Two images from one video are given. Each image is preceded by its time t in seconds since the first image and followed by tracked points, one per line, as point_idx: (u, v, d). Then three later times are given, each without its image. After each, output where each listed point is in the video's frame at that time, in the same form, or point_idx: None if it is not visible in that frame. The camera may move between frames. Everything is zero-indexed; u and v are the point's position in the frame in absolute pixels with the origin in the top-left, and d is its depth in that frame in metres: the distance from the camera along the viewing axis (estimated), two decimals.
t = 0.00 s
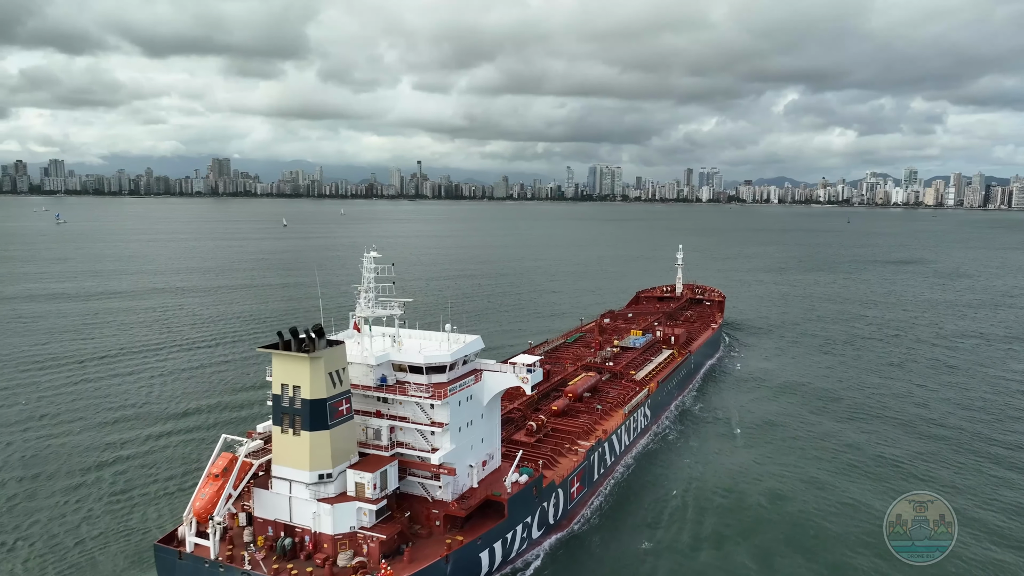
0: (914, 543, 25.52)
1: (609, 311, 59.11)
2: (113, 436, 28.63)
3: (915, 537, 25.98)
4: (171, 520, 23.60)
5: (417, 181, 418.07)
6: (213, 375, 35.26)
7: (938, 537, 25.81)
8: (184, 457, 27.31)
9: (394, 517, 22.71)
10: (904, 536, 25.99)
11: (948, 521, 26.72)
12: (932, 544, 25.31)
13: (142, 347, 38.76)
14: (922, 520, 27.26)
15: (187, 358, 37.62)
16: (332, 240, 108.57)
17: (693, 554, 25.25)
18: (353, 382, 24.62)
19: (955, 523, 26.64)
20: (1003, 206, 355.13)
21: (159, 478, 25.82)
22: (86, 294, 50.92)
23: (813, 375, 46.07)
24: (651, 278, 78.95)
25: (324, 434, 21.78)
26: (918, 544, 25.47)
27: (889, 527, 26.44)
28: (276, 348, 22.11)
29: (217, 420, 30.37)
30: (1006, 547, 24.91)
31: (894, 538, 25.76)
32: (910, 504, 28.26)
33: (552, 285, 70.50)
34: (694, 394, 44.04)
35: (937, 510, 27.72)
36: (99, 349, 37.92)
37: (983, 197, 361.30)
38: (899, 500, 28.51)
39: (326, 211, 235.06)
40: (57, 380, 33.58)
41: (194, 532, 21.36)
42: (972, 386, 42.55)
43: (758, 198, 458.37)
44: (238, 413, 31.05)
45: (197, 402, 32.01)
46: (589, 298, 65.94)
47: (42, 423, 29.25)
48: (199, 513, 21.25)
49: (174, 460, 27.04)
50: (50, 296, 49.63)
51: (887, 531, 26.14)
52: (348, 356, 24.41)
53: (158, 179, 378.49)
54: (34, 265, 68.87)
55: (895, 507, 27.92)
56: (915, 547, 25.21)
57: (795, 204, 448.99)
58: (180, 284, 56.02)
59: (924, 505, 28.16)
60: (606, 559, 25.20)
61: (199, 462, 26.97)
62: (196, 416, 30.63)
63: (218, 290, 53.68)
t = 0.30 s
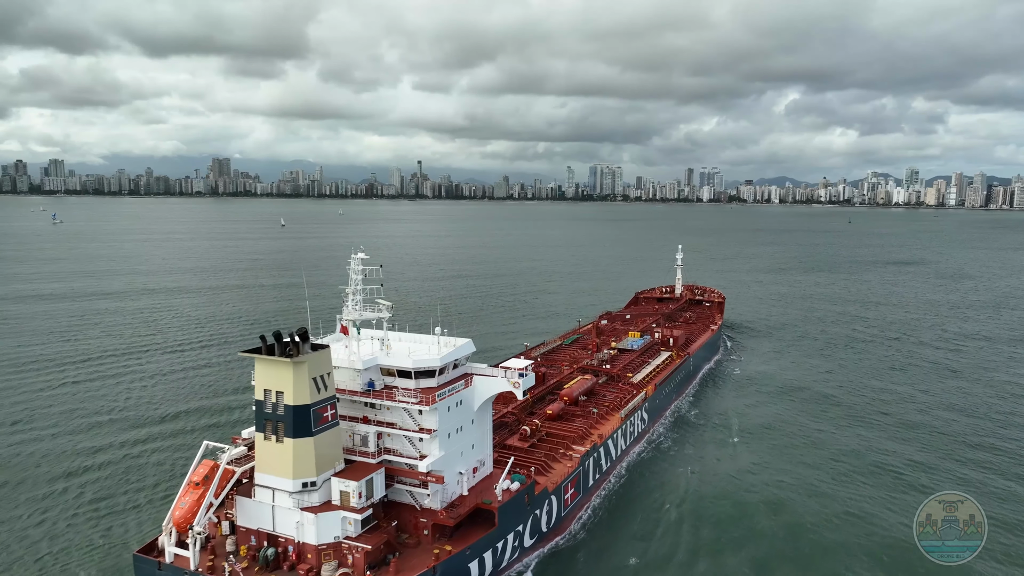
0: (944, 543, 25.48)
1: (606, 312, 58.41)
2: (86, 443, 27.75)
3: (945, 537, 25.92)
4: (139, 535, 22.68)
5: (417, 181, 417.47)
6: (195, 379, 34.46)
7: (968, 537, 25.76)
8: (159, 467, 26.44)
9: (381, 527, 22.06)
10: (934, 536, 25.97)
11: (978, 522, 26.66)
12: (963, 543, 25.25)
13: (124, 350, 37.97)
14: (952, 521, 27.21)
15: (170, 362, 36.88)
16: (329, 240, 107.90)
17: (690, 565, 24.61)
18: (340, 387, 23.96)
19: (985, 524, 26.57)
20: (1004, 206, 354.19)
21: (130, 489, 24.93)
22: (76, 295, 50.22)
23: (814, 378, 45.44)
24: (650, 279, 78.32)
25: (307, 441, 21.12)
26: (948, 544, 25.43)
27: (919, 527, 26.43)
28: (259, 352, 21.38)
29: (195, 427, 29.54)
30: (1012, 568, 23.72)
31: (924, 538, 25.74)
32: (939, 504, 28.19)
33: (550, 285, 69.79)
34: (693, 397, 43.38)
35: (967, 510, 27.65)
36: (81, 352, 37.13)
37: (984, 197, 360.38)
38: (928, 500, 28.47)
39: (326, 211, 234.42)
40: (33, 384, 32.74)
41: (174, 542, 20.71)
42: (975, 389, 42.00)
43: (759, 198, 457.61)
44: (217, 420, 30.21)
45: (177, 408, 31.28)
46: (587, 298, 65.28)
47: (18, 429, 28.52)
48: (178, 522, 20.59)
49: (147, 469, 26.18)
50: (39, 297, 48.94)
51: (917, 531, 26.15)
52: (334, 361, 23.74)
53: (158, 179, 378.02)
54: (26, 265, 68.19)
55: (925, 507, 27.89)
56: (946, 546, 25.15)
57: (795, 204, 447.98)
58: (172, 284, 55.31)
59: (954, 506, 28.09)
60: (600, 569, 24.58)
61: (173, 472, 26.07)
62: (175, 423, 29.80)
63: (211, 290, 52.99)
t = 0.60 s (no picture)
0: (970, 543, 25.52)
1: (603, 314, 57.66)
2: (62, 449, 27.06)
3: (972, 537, 25.96)
4: (109, 547, 21.85)
5: (416, 181, 416.75)
6: (177, 385, 33.63)
7: (994, 537, 25.72)
8: (130, 477, 25.51)
9: (366, 537, 21.39)
10: (961, 536, 26.03)
11: (1005, 521, 26.58)
12: (990, 543, 25.26)
13: (105, 353, 37.17)
14: (980, 521, 27.17)
15: (152, 366, 36.04)
16: (325, 241, 107.19)
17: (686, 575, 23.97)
18: (325, 392, 23.33)
19: (1013, 523, 26.45)
20: (1005, 207, 353.28)
21: (98, 500, 23.99)
22: (65, 296, 49.57)
23: (814, 380, 44.80)
24: (648, 279, 77.68)
25: (289, 449, 20.46)
26: (974, 544, 25.44)
27: (945, 527, 26.51)
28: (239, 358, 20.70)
29: (173, 436, 28.67)
30: None
31: (950, 538, 25.80)
32: (966, 504, 28.16)
33: (547, 285, 69.07)
34: (691, 400, 42.70)
35: (994, 509, 27.58)
36: (61, 355, 36.36)
37: (985, 197, 359.52)
38: (955, 500, 28.45)
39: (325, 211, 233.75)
40: (13, 388, 32.05)
41: (152, 553, 20.03)
42: (978, 392, 41.39)
43: (759, 198, 456.77)
44: (195, 429, 29.32)
45: (156, 414, 30.46)
46: (585, 299, 64.65)
47: None
48: (156, 533, 19.88)
49: (124, 476, 25.51)
50: (27, 298, 48.26)
51: (943, 531, 26.21)
52: (319, 365, 23.16)
53: (158, 179, 377.50)
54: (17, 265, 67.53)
55: (952, 507, 27.90)
56: (973, 547, 25.20)
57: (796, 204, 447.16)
58: (163, 285, 54.62)
59: (981, 506, 28.03)
60: None
61: (144, 483, 25.12)
62: (152, 430, 28.95)
63: (202, 292, 52.33)
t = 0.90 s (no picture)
0: (971, 543, 25.60)
1: (601, 315, 56.92)
2: (42, 454, 26.57)
3: (972, 537, 25.99)
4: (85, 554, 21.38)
5: (416, 181, 416.14)
6: (157, 390, 32.87)
7: (994, 537, 25.77)
8: (110, 483, 25.05)
9: (350, 548, 20.74)
10: (961, 536, 26.09)
11: (1005, 521, 26.62)
12: (989, 543, 25.30)
13: (87, 356, 36.51)
14: (980, 521, 27.22)
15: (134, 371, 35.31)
16: (322, 241, 106.55)
17: None
18: (309, 398, 22.70)
19: (1013, 523, 26.51)
20: (1006, 206, 352.18)
21: (62, 513, 23.11)
22: (54, 297, 48.94)
23: (813, 383, 44.15)
24: (647, 280, 77.03)
25: (269, 458, 19.81)
26: (974, 544, 25.52)
27: (945, 527, 26.56)
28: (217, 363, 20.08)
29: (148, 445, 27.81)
30: None
31: (951, 538, 25.88)
32: (966, 504, 28.18)
33: (544, 286, 68.39)
34: (688, 404, 42.06)
35: (995, 509, 27.59)
36: (42, 358, 35.73)
37: (985, 197, 358.51)
38: (955, 500, 28.52)
39: (326, 211, 233.54)
40: None
41: (127, 565, 19.39)
42: (980, 394, 40.73)
43: (760, 197, 455.94)
44: (172, 438, 28.45)
45: (133, 420, 29.71)
46: (582, 299, 64.02)
47: None
48: (131, 544, 19.21)
49: (104, 481, 25.04)
50: (15, 299, 47.66)
51: (944, 532, 26.26)
52: (302, 370, 22.49)
53: (157, 179, 376.93)
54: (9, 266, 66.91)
55: (952, 507, 27.95)
56: (972, 546, 25.26)
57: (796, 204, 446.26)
58: (155, 286, 53.98)
59: (981, 505, 28.04)
60: None
61: (112, 495, 24.22)
62: (127, 438, 28.12)
63: (193, 293, 51.74)
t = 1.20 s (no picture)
0: (971, 543, 25.72)
1: (597, 316, 56.25)
2: (16, 461, 26.02)
3: (972, 537, 26.14)
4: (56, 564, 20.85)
5: (416, 181, 415.61)
6: (134, 396, 32.13)
7: (994, 537, 25.90)
8: (85, 490, 24.53)
9: (332, 559, 20.09)
10: (961, 536, 26.23)
11: (1005, 522, 26.78)
12: (989, 543, 25.45)
13: (66, 360, 35.82)
14: (980, 521, 27.36)
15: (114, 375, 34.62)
16: (319, 241, 105.99)
17: None
18: (291, 404, 22.08)
19: (1013, 523, 26.67)
20: (1006, 206, 351.40)
21: (29, 524, 22.48)
22: (43, 298, 48.33)
23: (811, 386, 43.69)
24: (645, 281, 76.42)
25: (248, 467, 19.17)
26: (974, 544, 25.63)
27: (945, 527, 26.70)
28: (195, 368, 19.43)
29: (118, 455, 26.99)
30: None
31: (951, 538, 25.97)
32: (966, 504, 28.37)
33: (540, 287, 67.71)
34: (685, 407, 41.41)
35: (994, 510, 27.76)
36: (19, 362, 35.02)
37: (986, 197, 357.79)
38: (955, 500, 28.67)
39: (324, 212, 232.97)
40: None
41: None
42: (980, 397, 40.41)
43: (760, 197, 455.31)
44: (144, 447, 27.65)
45: (105, 428, 28.92)
46: (580, 300, 63.43)
47: None
48: (103, 557, 18.49)
49: (79, 489, 24.51)
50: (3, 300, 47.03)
51: (945, 532, 26.36)
52: (284, 376, 21.88)
53: (156, 179, 376.47)
54: None
55: (952, 507, 28.09)
56: (972, 546, 25.40)
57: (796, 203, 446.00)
58: (145, 287, 53.36)
59: (981, 505, 28.23)
60: None
61: (82, 506, 23.58)
62: (99, 446, 27.38)
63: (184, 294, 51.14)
